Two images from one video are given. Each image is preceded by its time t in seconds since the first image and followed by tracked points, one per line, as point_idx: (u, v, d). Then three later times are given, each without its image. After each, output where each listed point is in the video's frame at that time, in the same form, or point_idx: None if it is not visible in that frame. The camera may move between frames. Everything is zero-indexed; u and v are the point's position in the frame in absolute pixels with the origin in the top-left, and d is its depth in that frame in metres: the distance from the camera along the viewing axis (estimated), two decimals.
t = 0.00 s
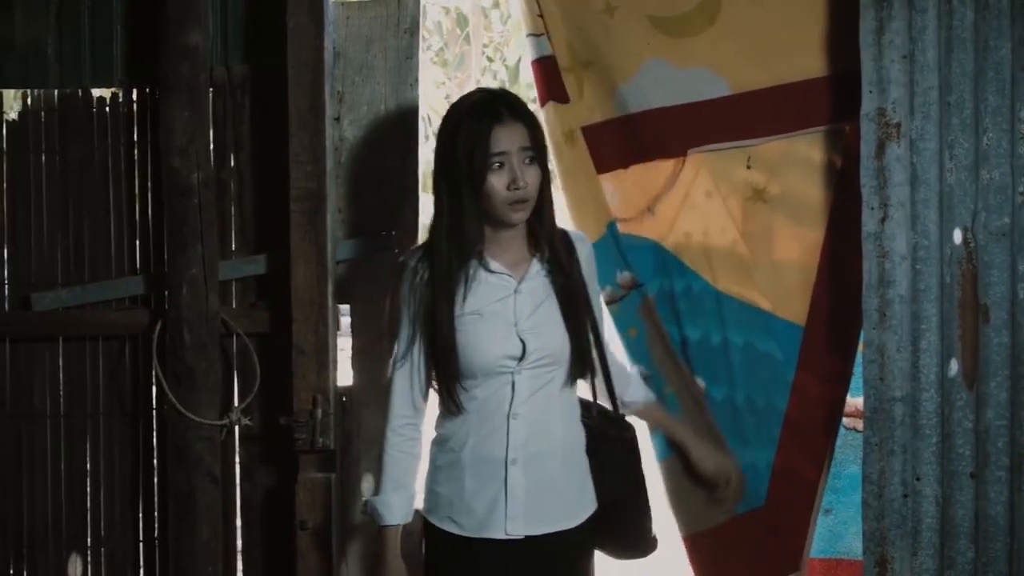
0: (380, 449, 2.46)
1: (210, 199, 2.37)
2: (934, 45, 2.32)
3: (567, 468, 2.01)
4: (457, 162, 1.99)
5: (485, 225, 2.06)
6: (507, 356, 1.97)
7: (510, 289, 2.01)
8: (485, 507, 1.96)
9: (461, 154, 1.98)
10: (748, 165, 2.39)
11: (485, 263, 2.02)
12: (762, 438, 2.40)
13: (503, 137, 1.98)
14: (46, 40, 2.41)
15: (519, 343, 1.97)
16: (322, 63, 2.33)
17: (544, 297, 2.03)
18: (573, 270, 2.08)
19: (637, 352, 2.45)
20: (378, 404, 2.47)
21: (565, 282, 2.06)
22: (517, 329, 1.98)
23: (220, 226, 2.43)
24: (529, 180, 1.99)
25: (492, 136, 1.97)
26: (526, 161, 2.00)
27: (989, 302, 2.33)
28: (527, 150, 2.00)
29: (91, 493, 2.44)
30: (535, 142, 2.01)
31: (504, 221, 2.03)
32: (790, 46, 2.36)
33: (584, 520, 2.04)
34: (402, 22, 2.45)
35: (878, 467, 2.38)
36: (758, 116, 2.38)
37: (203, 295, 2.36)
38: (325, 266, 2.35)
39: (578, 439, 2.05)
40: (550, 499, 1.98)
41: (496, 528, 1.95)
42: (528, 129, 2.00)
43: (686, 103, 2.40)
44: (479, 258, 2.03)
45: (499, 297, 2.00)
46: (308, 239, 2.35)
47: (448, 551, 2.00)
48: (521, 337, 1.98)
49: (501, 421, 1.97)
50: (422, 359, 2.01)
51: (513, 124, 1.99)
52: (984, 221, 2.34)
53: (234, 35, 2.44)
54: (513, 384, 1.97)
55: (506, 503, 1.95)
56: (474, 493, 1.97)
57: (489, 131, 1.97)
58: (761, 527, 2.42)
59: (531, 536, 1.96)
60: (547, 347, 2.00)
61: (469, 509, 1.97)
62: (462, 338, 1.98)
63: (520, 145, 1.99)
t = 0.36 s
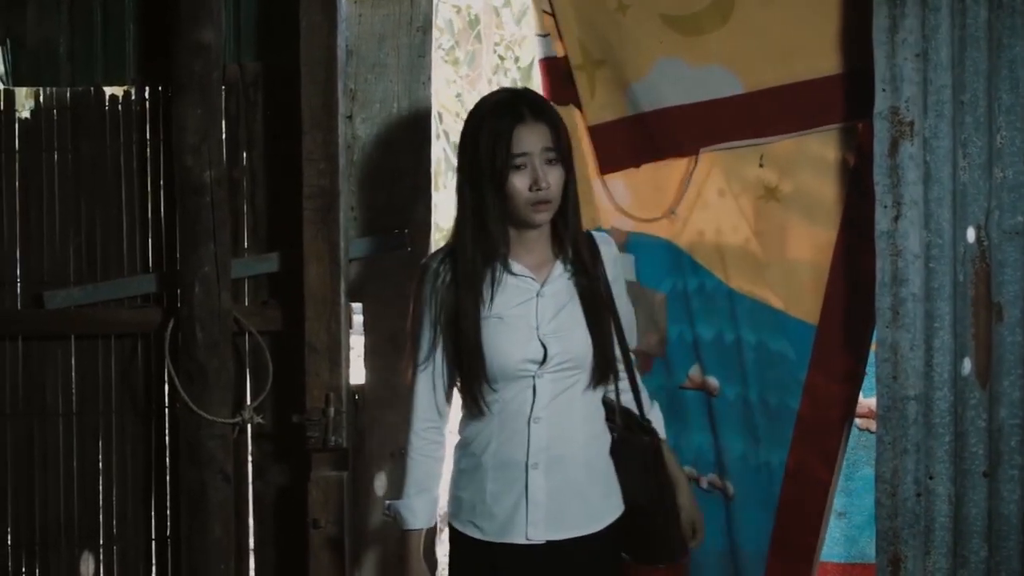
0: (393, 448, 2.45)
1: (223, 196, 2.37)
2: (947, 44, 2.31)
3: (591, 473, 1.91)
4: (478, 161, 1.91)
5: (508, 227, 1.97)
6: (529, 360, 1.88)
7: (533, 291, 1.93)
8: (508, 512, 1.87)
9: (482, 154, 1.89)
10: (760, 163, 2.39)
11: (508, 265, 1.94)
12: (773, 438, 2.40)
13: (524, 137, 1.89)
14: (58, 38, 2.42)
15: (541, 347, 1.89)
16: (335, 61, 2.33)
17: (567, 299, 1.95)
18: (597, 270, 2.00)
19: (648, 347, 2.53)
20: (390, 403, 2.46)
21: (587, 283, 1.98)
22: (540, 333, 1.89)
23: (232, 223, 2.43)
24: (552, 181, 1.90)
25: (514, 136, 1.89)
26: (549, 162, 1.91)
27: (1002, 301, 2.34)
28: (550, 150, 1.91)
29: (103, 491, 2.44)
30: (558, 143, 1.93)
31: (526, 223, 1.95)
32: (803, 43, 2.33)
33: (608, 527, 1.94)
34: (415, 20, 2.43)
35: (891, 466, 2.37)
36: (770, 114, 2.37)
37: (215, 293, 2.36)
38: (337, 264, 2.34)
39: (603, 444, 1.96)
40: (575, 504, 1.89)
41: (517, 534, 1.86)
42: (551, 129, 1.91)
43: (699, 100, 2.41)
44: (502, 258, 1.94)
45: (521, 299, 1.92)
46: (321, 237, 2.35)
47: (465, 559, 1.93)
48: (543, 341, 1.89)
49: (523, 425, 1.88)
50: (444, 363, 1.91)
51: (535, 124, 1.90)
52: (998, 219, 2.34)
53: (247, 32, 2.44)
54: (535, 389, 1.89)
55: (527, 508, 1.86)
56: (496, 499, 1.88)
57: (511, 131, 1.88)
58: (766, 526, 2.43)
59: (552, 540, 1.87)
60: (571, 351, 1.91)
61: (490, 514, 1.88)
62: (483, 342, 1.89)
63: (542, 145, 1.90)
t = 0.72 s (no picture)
0: (405, 446, 2.46)
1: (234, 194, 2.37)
2: (960, 42, 2.31)
3: (609, 479, 1.84)
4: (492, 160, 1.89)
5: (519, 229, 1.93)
6: (542, 368, 1.81)
7: (548, 297, 1.85)
8: (523, 519, 1.81)
9: (494, 152, 1.87)
10: (773, 162, 2.39)
11: (522, 269, 1.88)
12: (784, 437, 2.40)
13: (534, 139, 1.85)
14: (70, 36, 2.42)
15: (555, 356, 1.81)
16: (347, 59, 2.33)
17: (583, 305, 1.87)
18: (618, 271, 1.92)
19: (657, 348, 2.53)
20: (402, 402, 2.46)
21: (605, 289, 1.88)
22: (554, 341, 1.82)
23: (243, 221, 2.43)
24: (559, 186, 1.84)
25: (526, 137, 1.85)
26: (558, 167, 1.85)
27: (1015, 300, 2.33)
28: (561, 155, 1.85)
29: (114, 490, 2.44)
30: (572, 149, 1.86)
31: (535, 226, 1.90)
32: (816, 42, 2.32)
33: (626, 534, 1.86)
34: (426, 19, 2.41)
35: (904, 465, 2.38)
36: (782, 113, 2.36)
37: (227, 292, 2.36)
38: (349, 262, 2.34)
39: (624, 451, 1.88)
40: (591, 511, 1.82)
41: (533, 540, 1.80)
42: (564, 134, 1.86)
43: (710, 100, 2.40)
44: (518, 262, 1.89)
45: (537, 303, 1.85)
46: (332, 236, 2.35)
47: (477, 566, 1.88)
48: (558, 349, 1.82)
49: (538, 431, 1.82)
50: (460, 365, 1.87)
51: (548, 127, 1.85)
52: (1011, 218, 2.33)
53: (258, 31, 2.44)
54: (549, 396, 1.82)
55: (543, 514, 1.80)
56: (512, 505, 1.82)
57: (521, 131, 1.85)
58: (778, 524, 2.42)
59: (567, 548, 1.81)
60: (586, 360, 1.83)
61: (505, 519, 1.83)
62: (498, 346, 1.84)
63: (554, 149, 1.85)
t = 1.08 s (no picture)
0: (419, 443, 2.45)
1: (247, 191, 2.37)
2: (975, 39, 2.33)
3: (615, 481, 1.79)
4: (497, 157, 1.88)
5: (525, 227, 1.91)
6: (542, 369, 1.78)
7: (551, 297, 1.82)
8: (525, 521, 1.77)
9: (496, 148, 1.86)
10: (787, 160, 2.38)
11: (524, 270, 1.86)
12: (799, 436, 2.39)
13: (534, 135, 1.82)
14: (84, 33, 2.42)
15: (554, 357, 1.78)
16: (360, 56, 2.33)
17: (587, 306, 1.83)
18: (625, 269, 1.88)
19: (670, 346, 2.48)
20: (416, 400, 2.45)
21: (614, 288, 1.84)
22: (555, 342, 1.78)
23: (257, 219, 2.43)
24: (557, 181, 1.81)
25: (525, 133, 1.83)
26: (558, 163, 1.82)
27: None
28: (560, 151, 1.81)
29: (128, 487, 2.44)
30: (573, 145, 1.82)
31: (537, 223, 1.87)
32: (831, 39, 2.32)
33: (634, 536, 1.80)
34: (441, 16, 2.41)
35: (918, 463, 2.37)
36: (797, 110, 2.36)
37: (241, 290, 2.36)
38: (363, 260, 2.34)
39: (631, 452, 1.84)
40: (596, 514, 1.77)
41: (536, 542, 1.76)
42: (563, 130, 1.82)
43: (723, 98, 2.40)
44: (519, 263, 1.87)
45: (539, 304, 1.82)
46: (346, 233, 2.35)
47: (482, 569, 1.83)
48: (559, 349, 1.78)
49: (542, 433, 1.78)
50: (465, 363, 1.85)
51: (547, 122, 1.82)
52: None
53: (272, 28, 2.43)
54: (550, 398, 1.78)
55: (546, 516, 1.76)
56: (515, 506, 1.78)
57: (523, 127, 1.83)
58: (793, 523, 2.40)
59: (571, 550, 1.76)
60: (587, 361, 1.79)
61: (509, 521, 1.78)
62: (500, 346, 1.81)
63: (554, 145, 1.82)
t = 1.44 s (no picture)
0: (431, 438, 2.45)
1: (261, 185, 2.37)
2: (989, 33, 2.33)
3: (608, 478, 1.79)
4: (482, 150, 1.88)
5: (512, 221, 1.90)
6: (533, 364, 1.77)
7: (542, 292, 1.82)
8: (518, 519, 1.77)
9: (483, 140, 1.86)
10: (800, 153, 2.37)
11: (514, 265, 1.85)
12: (813, 430, 2.38)
13: (521, 126, 1.81)
14: (97, 26, 2.41)
15: (545, 352, 1.77)
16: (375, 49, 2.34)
17: (577, 301, 1.82)
18: (622, 264, 1.87)
19: (684, 341, 2.43)
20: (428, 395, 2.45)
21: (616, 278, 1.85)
22: (545, 337, 1.77)
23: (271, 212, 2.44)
24: (543, 172, 1.80)
25: (509, 124, 1.82)
26: (545, 154, 1.81)
27: None
28: (546, 142, 1.81)
29: (141, 480, 2.44)
30: (559, 136, 1.81)
31: (525, 215, 1.86)
32: (844, 33, 2.33)
33: (628, 534, 1.81)
34: (454, 9, 2.40)
35: (931, 457, 2.37)
36: (811, 103, 2.35)
37: (254, 283, 2.35)
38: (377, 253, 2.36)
39: (624, 448, 1.83)
40: (588, 513, 1.77)
41: (529, 541, 1.76)
42: (548, 120, 1.81)
43: (738, 91, 2.38)
44: (510, 257, 1.86)
45: (529, 298, 1.81)
46: (361, 226, 2.36)
47: (496, 563, 1.81)
48: (549, 345, 1.77)
49: (534, 430, 1.78)
50: (456, 358, 1.83)
51: (532, 114, 1.82)
52: None
53: (286, 22, 2.43)
54: (541, 394, 1.78)
55: (538, 515, 1.76)
56: (507, 504, 1.79)
57: (510, 119, 1.82)
58: (805, 518, 2.38)
59: (564, 549, 1.77)
60: (578, 356, 1.78)
61: (502, 518, 1.79)
62: (491, 341, 1.80)
63: (540, 136, 1.81)
